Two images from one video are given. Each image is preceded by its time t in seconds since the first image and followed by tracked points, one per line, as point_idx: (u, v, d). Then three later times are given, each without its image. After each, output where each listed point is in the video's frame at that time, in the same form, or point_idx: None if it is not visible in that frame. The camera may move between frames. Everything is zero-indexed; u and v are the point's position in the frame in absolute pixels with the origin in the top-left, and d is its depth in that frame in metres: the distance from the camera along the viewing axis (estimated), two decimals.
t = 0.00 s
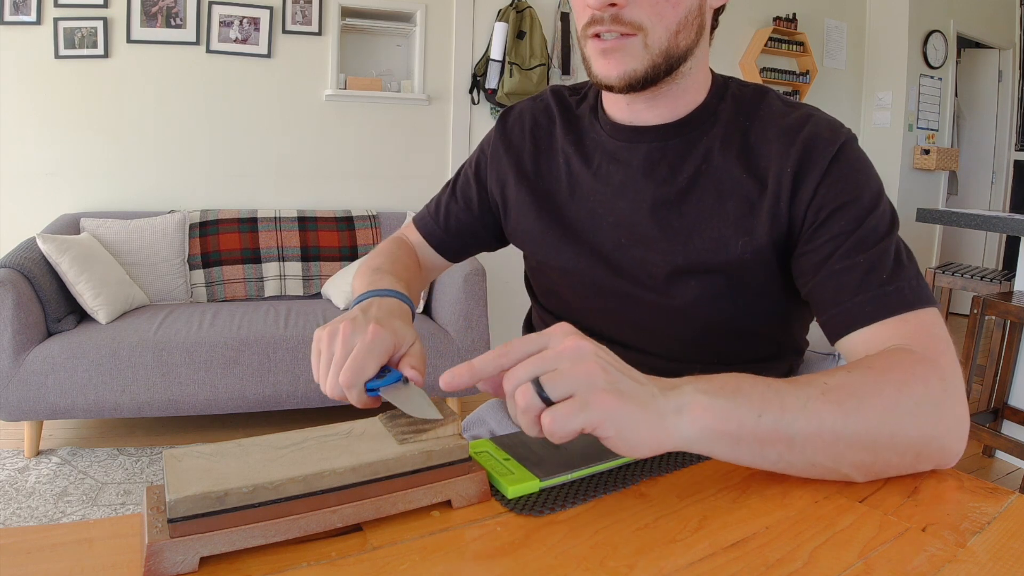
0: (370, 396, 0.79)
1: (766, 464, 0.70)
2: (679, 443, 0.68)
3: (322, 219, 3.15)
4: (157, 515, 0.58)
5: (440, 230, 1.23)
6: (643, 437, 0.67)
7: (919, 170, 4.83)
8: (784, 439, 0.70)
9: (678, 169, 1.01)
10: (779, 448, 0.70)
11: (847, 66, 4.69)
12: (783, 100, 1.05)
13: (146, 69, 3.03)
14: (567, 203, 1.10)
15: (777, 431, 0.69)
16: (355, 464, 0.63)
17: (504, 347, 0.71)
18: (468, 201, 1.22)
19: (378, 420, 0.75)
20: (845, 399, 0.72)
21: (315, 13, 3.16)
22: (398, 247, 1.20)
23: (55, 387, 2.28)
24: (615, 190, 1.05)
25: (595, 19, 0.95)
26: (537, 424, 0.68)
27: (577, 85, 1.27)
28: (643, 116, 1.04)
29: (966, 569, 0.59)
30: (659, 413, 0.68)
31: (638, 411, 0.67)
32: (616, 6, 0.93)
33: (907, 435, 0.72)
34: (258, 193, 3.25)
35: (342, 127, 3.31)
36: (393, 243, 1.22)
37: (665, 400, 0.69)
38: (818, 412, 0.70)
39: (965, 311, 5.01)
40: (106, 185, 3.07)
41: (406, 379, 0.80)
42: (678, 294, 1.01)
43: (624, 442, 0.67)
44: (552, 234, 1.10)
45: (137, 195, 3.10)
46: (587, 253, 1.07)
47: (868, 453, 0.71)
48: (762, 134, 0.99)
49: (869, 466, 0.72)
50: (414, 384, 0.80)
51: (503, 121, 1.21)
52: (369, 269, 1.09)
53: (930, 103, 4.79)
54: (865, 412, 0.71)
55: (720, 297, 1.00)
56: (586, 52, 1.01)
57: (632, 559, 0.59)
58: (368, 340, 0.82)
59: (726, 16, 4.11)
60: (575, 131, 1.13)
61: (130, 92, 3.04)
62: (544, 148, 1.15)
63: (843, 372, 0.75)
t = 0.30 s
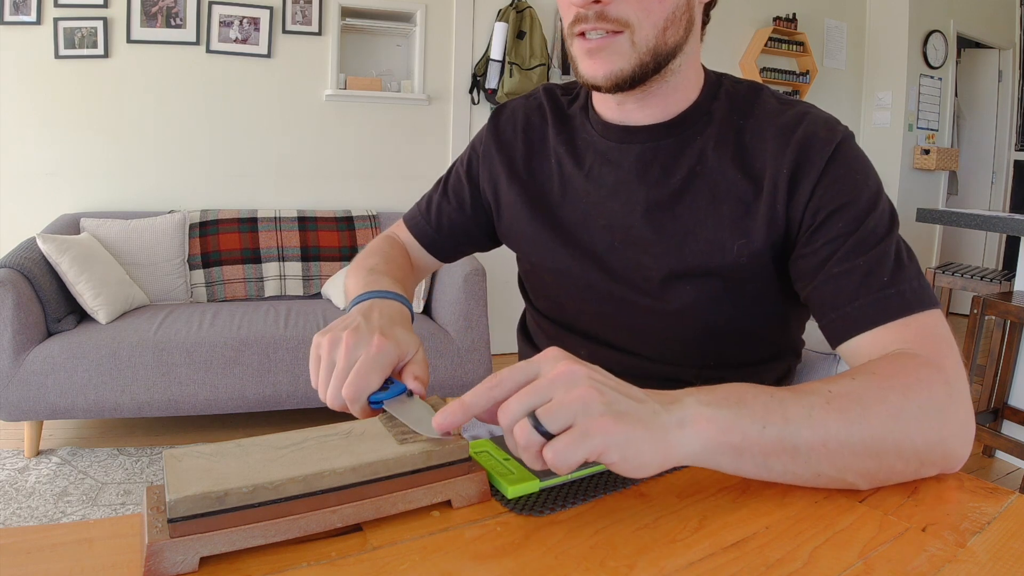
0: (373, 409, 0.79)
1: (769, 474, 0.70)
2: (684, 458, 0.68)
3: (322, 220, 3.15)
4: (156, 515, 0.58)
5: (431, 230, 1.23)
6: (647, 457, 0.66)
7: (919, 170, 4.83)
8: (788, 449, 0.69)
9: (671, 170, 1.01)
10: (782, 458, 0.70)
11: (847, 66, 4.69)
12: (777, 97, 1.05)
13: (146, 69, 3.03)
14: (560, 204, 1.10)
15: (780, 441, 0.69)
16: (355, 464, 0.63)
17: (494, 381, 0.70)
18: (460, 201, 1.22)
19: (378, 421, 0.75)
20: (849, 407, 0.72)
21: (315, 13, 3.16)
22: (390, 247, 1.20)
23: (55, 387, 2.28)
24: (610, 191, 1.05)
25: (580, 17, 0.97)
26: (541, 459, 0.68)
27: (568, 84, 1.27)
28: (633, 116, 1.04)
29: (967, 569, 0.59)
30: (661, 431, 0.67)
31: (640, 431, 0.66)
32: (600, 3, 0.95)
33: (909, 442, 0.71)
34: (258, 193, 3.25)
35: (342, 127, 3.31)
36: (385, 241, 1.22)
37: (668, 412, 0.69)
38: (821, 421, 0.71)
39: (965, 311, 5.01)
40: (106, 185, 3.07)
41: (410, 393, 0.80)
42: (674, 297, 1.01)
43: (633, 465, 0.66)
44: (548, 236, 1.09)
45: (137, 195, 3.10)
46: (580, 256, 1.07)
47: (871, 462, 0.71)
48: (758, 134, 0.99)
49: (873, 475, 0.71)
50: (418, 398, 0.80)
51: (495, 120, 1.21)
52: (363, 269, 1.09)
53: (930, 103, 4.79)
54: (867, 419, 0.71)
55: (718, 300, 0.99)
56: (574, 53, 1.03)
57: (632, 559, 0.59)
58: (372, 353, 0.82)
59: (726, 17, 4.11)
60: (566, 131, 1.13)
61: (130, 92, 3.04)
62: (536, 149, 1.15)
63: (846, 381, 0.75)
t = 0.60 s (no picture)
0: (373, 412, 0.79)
1: (767, 472, 0.70)
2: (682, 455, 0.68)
3: (322, 220, 3.15)
4: (156, 515, 0.58)
5: (423, 230, 1.23)
6: (644, 452, 0.66)
7: (919, 170, 4.82)
8: (784, 445, 0.70)
9: (666, 172, 1.01)
10: (781, 456, 0.70)
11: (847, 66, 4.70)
12: (774, 96, 1.05)
13: (146, 69, 3.03)
14: (554, 205, 1.10)
15: (779, 439, 0.69)
16: (355, 464, 0.63)
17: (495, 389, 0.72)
18: (453, 201, 1.22)
19: (378, 421, 0.75)
20: (848, 408, 0.72)
21: (315, 13, 3.16)
22: (383, 247, 1.20)
23: (55, 387, 2.28)
24: (604, 194, 1.04)
25: (566, 22, 0.95)
26: (543, 457, 0.69)
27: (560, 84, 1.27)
28: (626, 117, 1.04)
29: (967, 569, 0.59)
30: (657, 425, 0.67)
31: (635, 425, 0.66)
32: (586, 7, 0.93)
33: (908, 445, 0.71)
34: (258, 193, 3.25)
35: (342, 127, 3.32)
36: (377, 241, 1.22)
37: (665, 408, 0.69)
38: (821, 420, 0.71)
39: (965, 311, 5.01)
40: (106, 185, 3.07)
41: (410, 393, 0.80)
42: (671, 300, 1.01)
43: (631, 460, 0.66)
44: (543, 239, 1.09)
45: (137, 195, 3.10)
46: (576, 259, 1.07)
47: (870, 464, 0.70)
48: (755, 135, 0.99)
49: (872, 477, 0.71)
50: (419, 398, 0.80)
51: (488, 120, 1.20)
52: (358, 269, 1.09)
53: (930, 103, 4.79)
54: (866, 420, 0.71)
55: (715, 303, 0.99)
56: (562, 57, 1.01)
57: (631, 559, 0.59)
58: (370, 355, 0.82)
59: (726, 17, 4.11)
60: (559, 131, 1.13)
61: (130, 92, 3.03)
62: (530, 149, 1.15)
63: (845, 382, 0.75)
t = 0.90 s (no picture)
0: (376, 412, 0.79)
1: (768, 471, 0.70)
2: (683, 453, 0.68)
3: (322, 219, 3.15)
4: (156, 515, 0.58)
5: (421, 231, 1.23)
6: (646, 450, 0.66)
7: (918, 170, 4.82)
8: (786, 446, 0.70)
9: (666, 173, 1.01)
10: (781, 454, 0.70)
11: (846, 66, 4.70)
12: (773, 96, 1.05)
13: (145, 69, 3.03)
14: (553, 206, 1.10)
15: (780, 437, 0.69)
16: (355, 464, 0.63)
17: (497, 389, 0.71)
18: (451, 202, 1.22)
19: (378, 422, 0.75)
20: (848, 408, 0.72)
21: (315, 13, 3.16)
22: (381, 248, 1.19)
23: (55, 387, 2.28)
24: (603, 195, 1.04)
25: (560, 23, 0.93)
26: (545, 458, 0.69)
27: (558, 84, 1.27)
28: (624, 118, 1.04)
29: (966, 569, 0.59)
30: (658, 424, 0.68)
31: (637, 424, 0.66)
32: (579, 8, 0.91)
33: (909, 445, 0.71)
34: (258, 193, 3.25)
35: (342, 127, 3.32)
36: (376, 241, 1.22)
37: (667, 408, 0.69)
38: (822, 420, 0.71)
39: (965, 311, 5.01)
40: (105, 185, 3.07)
41: (411, 393, 0.80)
42: (670, 302, 1.01)
43: (633, 459, 0.66)
44: (543, 240, 1.09)
45: (137, 195, 3.10)
46: (575, 260, 1.07)
47: (870, 464, 0.71)
48: (755, 134, 0.99)
49: (872, 477, 0.71)
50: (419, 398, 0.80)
51: (486, 120, 1.20)
52: (356, 270, 1.09)
53: (930, 103, 4.79)
54: (867, 420, 0.71)
55: (715, 304, 0.99)
56: (556, 58, 1.00)
57: (632, 559, 0.59)
58: (370, 356, 0.82)
59: (726, 17, 4.11)
60: (558, 132, 1.13)
61: (130, 92, 3.03)
62: (529, 150, 1.15)
63: (846, 383, 0.75)
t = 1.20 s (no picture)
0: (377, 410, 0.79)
1: (771, 467, 0.71)
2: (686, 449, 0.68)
3: (323, 220, 3.15)
4: (156, 515, 0.58)
5: (423, 229, 1.23)
6: (645, 447, 0.66)
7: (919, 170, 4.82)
8: (790, 441, 0.70)
9: (667, 173, 1.01)
10: (785, 451, 0.70)
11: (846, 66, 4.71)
12: (774, 96, 1.05)
13: (145, 69, 3.03)
14: (554, 206, 1.10)
15: (783, 433, 0.70)
16: (355, 464, 0.63)
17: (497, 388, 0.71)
18: (453, 201, 1.22)
19: (378, 422, 0.75)
20: (852, 403, 0.72)
21: (315, 13, 3.16)
22: (382, 247, 1.19)
23: (55, 387, 2.28)
24: (604, 195, 1.04)
25: (562, 20, 0.94)
26: (547, 457, 0.69)
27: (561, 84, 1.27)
28: (625, 118, 1.04)
29: (967, 569, 0.59)
30: (659, 421, 0.67)
31: (636, 421, 0.66)
32: (581, 4, 0.92)
33: (911, 443, 0.71)
34: (259, 193, 3.25)
35: (342, 127, 3.32)
36: (376, 240, 1.22)
37: (671, 404, 0.69)
38: (824, 416, 0.71)
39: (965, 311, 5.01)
40: (105, 185, 3.07)
41: (410, 393, 0.80)
42: (671, 301, 1.01)
43: (633, 457, 0.66)
44: (543, 240, 1.09)
45: (137, 196, 3.10)
46: (575, 260, 1.07)
47: (872, 460, 0.71)
48: (755, 135, 0.99)
49: (874, 475, 0.72)
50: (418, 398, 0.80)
51: (489, 120, 1.20)
52: (356, 270, 1.09)
53: (930, 103, 4.79)
54: (870, 418, 0.71)
55: (715, 303, 0.99)
56: (559, 57, 1.00)
57: (632, 559, 0.59)
58: (370, 357, 0.82)
59: (726, 17, 4.11)
60: (559, 131, 1.13)
61: (130, 91, 3.03)
62: (530, 149, 1.15)
63: (848, 379, 0.75)
